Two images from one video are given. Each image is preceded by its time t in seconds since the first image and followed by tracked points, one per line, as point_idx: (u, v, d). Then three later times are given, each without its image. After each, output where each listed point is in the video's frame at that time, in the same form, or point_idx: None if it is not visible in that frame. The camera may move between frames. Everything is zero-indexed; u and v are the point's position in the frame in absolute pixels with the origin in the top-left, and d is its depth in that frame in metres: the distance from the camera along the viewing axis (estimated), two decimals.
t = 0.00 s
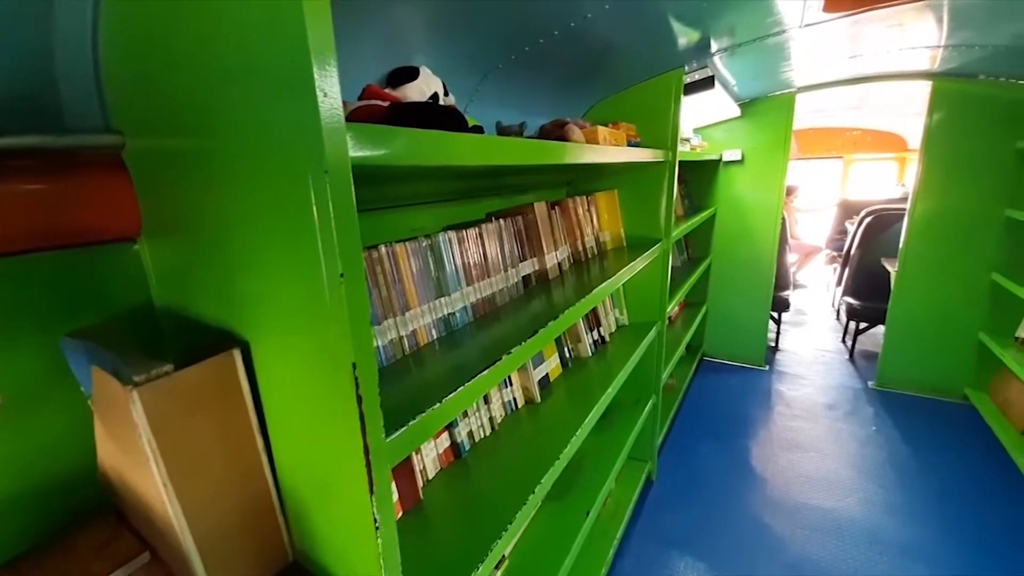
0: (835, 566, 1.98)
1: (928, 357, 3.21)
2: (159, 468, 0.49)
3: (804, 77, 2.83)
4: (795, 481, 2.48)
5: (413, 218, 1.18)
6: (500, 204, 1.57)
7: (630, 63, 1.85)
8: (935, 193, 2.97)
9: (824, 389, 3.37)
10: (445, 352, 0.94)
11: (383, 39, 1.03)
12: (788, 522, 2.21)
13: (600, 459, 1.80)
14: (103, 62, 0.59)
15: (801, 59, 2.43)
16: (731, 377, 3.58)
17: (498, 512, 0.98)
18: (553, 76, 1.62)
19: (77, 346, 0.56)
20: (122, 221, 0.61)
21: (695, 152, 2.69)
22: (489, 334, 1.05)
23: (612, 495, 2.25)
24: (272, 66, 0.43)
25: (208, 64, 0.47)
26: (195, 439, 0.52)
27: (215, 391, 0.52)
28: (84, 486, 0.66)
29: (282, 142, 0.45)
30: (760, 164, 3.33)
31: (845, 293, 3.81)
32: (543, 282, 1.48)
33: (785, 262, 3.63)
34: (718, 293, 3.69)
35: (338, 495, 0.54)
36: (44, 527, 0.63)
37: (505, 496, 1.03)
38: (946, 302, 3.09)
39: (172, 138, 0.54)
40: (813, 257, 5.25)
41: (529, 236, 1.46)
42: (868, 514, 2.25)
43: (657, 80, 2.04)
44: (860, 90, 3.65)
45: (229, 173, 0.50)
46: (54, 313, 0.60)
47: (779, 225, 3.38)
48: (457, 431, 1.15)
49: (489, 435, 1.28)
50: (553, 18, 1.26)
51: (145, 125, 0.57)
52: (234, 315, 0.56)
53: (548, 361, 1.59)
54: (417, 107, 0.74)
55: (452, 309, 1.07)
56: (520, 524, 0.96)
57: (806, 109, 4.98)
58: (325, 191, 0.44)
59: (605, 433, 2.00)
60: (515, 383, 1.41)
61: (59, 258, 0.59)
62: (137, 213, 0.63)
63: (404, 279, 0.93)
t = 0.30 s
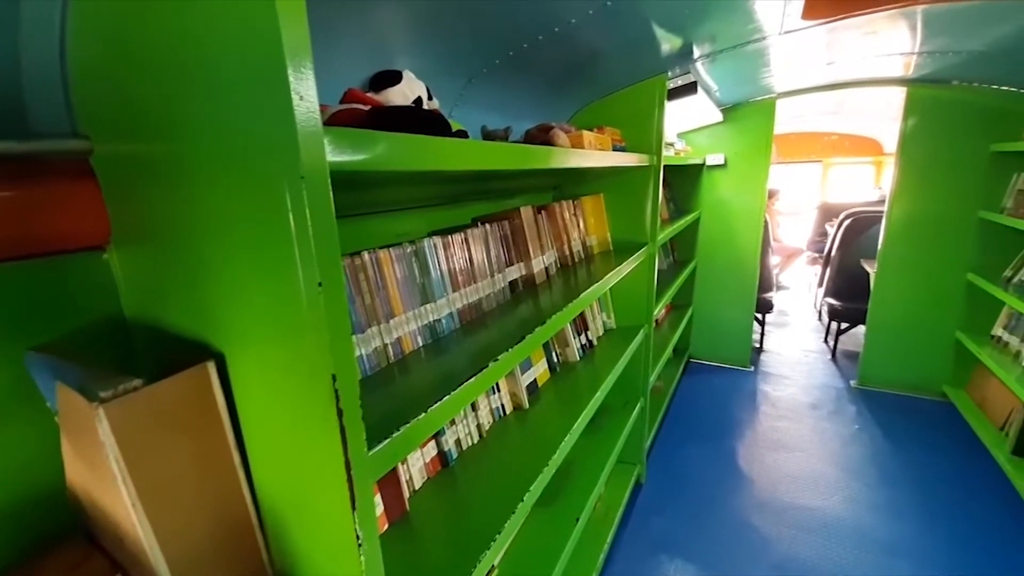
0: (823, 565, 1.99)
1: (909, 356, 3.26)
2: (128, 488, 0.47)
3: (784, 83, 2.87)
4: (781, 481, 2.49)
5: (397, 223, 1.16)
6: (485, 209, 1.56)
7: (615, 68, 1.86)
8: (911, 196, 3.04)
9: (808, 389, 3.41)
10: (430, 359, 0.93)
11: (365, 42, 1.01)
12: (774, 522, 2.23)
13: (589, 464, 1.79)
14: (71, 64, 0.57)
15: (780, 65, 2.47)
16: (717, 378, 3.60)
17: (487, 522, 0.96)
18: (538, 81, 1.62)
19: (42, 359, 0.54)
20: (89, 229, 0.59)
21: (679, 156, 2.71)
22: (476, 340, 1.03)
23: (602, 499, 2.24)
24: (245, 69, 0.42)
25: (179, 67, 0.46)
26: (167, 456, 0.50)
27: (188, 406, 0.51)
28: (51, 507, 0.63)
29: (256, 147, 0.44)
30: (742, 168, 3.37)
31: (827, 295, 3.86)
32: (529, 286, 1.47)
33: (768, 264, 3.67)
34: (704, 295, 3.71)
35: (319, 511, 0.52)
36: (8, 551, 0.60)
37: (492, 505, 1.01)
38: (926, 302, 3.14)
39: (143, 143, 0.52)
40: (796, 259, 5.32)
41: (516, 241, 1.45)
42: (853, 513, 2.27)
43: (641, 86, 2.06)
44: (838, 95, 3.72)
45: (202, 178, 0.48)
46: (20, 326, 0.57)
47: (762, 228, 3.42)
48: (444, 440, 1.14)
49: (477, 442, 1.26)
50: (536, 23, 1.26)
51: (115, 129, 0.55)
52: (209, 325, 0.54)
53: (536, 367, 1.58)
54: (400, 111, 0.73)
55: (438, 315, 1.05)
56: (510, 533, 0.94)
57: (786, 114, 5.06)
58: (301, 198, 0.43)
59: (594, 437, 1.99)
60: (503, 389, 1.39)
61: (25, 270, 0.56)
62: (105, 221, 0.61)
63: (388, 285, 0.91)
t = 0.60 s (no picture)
0: (810, 564, 2.01)
1: (890, 356, 3.31)
2: (95, 510, 0.45)
3: (764, 89, 2.92)
4: (767, 481, 2.51)
5: (380, 229, 1.14)
6: (471, 214, 1.55)
7: (599, 73, 1.87)
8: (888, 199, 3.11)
9: (792, 389, 3.44)
10: (416, 368, 0.91)
11: (347, 45, 1.00)
12: (762, 522, 2.23)
13: (578, 470, 1.78)
14: (37, 66, 0.55)
15: (760, 71, 2.51)
16: (703, 380, 3.62)
17: (475, 533, 0.94)
18: (523, 86, 1.62)
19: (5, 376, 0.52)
20: (57, 236, 0.57)
21: (663, 160, 2.73)
22: (463, 347, 1.02)
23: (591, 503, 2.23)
24: (219, 73, 0.41)
25: (151, 70, 0.45)
26: (138, 477, 0.48)
27: (160, 423, 0.49)
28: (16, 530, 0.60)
29: (232, 154, 0.42)
30: (724, 172, 3.42)
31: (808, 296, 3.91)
32: (516, 292, 1.46)
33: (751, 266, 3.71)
34: (689, 297, 3.73)
35: (302, 531, 0.50)
36: None
37: (481, 515, 0.99)
38: (906, 302, 3.20)
39: (113, 149, 0.51)
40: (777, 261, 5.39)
41: (502, 246, 1.44)
42: (838, 511, 2.30)
43: (625, 91, 2.07)
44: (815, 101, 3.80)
45: (175, 186, 0.47)
46: None
47: (744, 230, 3.46)
48: (431, 449, 1.12)
49: (465, 450, 1.24)
50: (520, 28, 1.26)
51: (84, 133, 0.53)
52: (185, 338, 0.52)
53: (524, 373, 1.56)
54: (382, 117, 0.71)
55: (424, 323, 1.03)
56: (499, 543, 0.93)
57: (766, 119, 5.14)
58: (279, 206, 0.41)
59: (582, 441, 1.98)
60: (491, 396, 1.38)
61: None
62: (74, 229, 0.58)
63: (372, 293, 0.90)
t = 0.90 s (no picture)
0: (798, 562, 2.02)
1: (873, 354, 3.35)
2: (61, 531, 0.43)
3: (745, 92, 2.95)
4: (754, 479, 2.52)
5: (364, 233, 1.12)
6: (456, 217, 1.54)
7: (584, 75, 1.87)
8: (868, 200, 3.16)
9: (777, 387, 3.47)
10: (402, 375, 0.90)
11: (329, 45, 0.97)
12: (751, 521, 2.24)
13: (568, 474, 1.77)
14: None
15: (741, 75, 2.54)
16: (691, 380, 3.63)
17: (465, 542, 0.92)
18: (507, 88, 1.61)
19: None
20: (15, 239, 0.54)
21: (648, 162, 2.74)
22: (450, 352, 1.01)
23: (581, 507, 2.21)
24: (189, 73, 0.39)
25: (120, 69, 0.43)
26: (106, 495, 0.46)
27: (130, 440, 0.47)
28: None
29: (203, 157, 0.41)
30: (708, 174, 3.45)
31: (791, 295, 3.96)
32: (503, 295, 1.44)
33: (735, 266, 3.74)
34: (675, 299, 3.74)
35: (281, 549, 0.49)
36: None
37: (470, 524, 0.98)
38: (887, 301, 3.25)
39: (78, 151, 0.48)
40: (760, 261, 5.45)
41: (489, 249, 1.42)
42: (824, 507, 2.31)
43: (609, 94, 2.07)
44: (794, 104, 3.86)
45: (145, 191, 0.45)
46: None
47: (728, 231, 3.49)
48: (418, 457, 1.09)
49: (453, 457, 1.22)
50: (505, 29, 1.25)
51: (46, 135, 0.51)
52: (156, 349, 0.50)
53: (512, 377, 1.55)
54: (365, 117, 0.69)
55: (409, 328, 1.01)
56: (489, 552, 0.91)
57: (747, 122, 5.21)
58: (252, 211, 0.40)
59: (571, 445, 1.97)
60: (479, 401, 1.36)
61: None
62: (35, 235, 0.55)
63: (355, 298, 0.87)
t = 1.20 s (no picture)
0: (786, 564, 2.02)
1: (857, 355, 3.39)
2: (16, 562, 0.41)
3: (727, 98, 2.98)
4: (742, 482, 2.52)
5: (345, 241, 1.09)
6: (441, 223, 1.51)
7: (569, 80, 1.86)
8: (848, 203, 3.20)
9: (762, 388, 3.49)
10: (385, 387, 0.87)
11: (308, 48, 0.95)
12: (739, 523, 2.24)
13: (557, 482, 1.75)
14: None
15: (723, 82, 2.57)
16: (678, 383, 3.63)
17: (451, 559, 0.89)
18: (492, 93, 1.59)
19: None
20: None
21: (633, 167, 2.74)
22: (435, 361, 0.98)
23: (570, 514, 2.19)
24: (150, 74, 0.37)
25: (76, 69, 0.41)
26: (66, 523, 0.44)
27: (89, 464, 0.45)
28: None
29: (165, 162, 0.39)
30: (692, 179, 3.47)
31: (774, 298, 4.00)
32: (489, 302, 1.42)
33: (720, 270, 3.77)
34: (661, 303, 3.75)
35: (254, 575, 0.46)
36: None
37: (457, 539, 0.95)
38: (869, 302, 3.29)
39: (32, 156, 0.45)
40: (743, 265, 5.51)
41: (474, 255, 1.40)
42: (811, 509, 2.32)
43: (594, 99, 2.07)
44: (774, 110, 3.92)
45: (104, 202, 0.43)
46: None
47: (711, 235, 3.52)
48: (402, 471, 1.06)
49: (439, 469, 1.19)
50: (488, 33, 1.23)
51: None
52: (118, 366, 0.47)
53: (499, 385, 1.52)
54: (340, 118, 0.67)
55: (392, 338, 0.99)
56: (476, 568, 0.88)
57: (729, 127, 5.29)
58: (217, 218, 0.38)
59: (559, 452, 1.95)
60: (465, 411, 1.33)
61: None
62: None
63: (336, 307, 0.84)
